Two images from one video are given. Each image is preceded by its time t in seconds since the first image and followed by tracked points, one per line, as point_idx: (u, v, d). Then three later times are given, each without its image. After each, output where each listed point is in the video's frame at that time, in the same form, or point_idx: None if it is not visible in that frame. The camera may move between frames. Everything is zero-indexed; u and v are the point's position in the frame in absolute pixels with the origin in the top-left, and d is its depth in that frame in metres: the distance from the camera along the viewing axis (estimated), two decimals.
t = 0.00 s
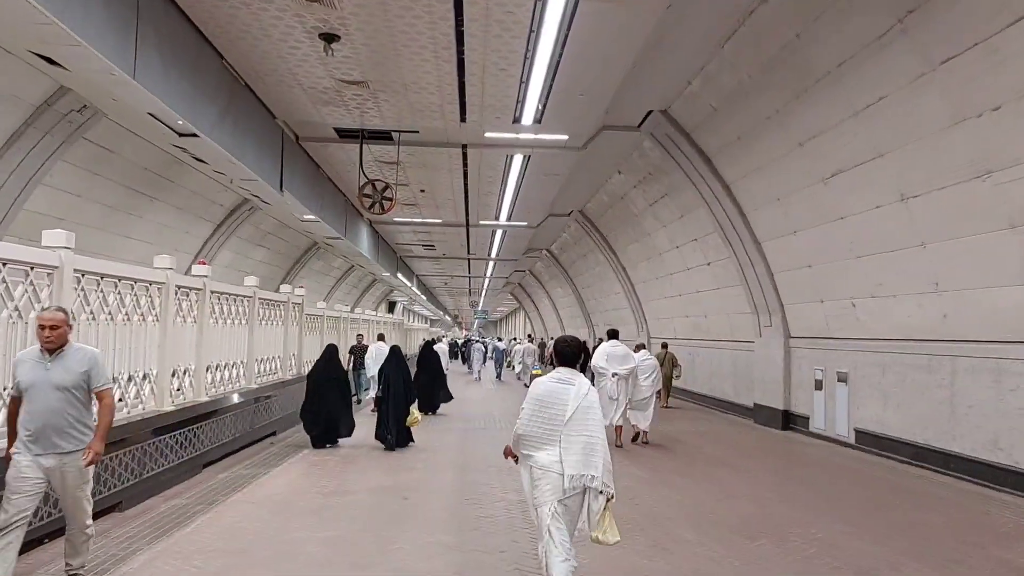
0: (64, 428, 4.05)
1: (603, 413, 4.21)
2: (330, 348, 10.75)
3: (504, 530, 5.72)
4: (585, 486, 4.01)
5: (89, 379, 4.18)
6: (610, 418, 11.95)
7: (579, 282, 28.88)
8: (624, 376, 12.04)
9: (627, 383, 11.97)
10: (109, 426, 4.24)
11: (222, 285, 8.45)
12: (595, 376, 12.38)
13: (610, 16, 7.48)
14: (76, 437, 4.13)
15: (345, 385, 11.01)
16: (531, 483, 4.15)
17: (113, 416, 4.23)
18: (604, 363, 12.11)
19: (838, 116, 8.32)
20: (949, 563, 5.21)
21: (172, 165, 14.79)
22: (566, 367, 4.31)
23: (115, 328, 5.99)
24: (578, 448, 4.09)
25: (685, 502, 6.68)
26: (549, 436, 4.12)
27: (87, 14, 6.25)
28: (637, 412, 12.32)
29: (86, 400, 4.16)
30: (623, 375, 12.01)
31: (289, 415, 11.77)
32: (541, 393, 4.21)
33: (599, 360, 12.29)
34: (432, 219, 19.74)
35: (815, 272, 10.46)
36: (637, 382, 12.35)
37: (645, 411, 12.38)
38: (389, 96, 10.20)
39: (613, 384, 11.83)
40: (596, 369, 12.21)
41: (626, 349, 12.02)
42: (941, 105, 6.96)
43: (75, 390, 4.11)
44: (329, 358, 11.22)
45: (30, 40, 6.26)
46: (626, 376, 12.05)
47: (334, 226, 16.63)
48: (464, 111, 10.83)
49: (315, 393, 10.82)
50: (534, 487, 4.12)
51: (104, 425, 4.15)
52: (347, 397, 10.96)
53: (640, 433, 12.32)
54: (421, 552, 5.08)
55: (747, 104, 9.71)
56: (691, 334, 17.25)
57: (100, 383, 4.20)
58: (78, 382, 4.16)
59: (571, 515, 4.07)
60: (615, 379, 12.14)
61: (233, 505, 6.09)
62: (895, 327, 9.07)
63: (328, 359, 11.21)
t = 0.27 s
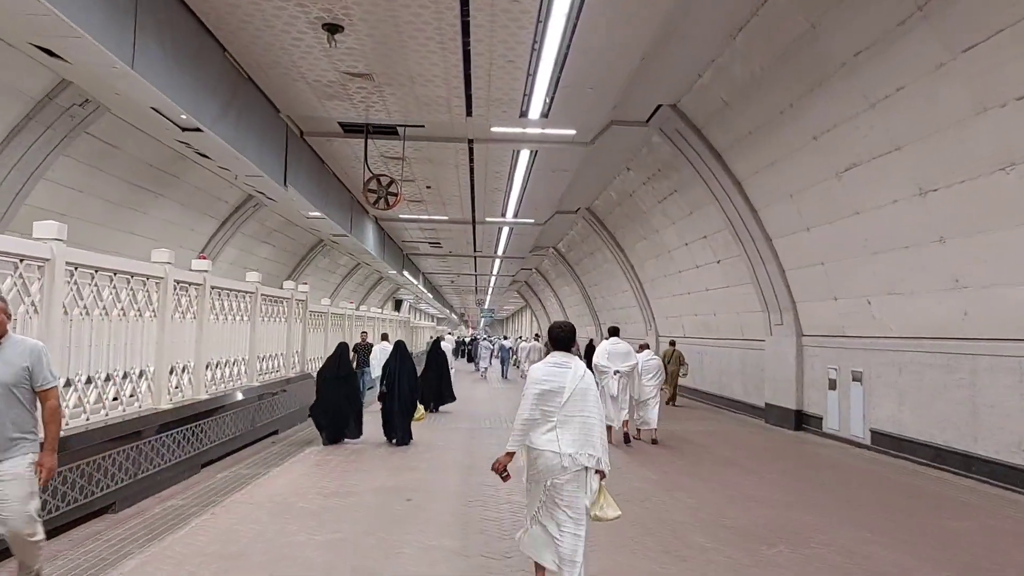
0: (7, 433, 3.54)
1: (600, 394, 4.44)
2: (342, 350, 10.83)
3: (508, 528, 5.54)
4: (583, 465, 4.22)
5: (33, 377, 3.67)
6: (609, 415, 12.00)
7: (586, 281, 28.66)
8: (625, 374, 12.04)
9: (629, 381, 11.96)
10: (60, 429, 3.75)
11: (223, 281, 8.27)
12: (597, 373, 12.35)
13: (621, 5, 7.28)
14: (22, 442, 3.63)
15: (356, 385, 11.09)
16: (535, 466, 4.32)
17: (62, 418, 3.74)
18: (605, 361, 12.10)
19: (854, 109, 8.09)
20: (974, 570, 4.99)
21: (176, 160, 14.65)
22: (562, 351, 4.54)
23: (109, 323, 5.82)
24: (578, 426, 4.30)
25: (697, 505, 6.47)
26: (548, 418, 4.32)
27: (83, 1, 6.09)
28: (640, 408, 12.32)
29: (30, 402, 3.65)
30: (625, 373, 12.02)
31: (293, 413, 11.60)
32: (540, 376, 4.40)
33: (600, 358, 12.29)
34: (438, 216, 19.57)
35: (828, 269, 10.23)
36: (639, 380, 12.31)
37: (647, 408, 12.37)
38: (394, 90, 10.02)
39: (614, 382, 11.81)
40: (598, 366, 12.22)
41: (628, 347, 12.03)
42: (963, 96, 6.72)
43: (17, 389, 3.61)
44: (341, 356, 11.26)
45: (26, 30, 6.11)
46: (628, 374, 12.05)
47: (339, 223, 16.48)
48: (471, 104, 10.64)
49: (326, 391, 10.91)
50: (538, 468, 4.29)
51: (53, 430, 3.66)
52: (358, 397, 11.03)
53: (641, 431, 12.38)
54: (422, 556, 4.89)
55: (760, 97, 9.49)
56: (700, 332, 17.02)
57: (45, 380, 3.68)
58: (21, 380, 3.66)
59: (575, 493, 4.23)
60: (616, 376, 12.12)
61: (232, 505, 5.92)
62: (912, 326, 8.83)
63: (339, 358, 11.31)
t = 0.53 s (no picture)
0: None
1: (594, 397, 4.69)
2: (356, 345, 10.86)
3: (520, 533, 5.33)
4: (583, 464, 4.44)
5: None
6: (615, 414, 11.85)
7: (597, 278, 28.40)
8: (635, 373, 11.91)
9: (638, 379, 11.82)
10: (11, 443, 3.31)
11: (229, 275, 8.11)
12: (606, 371, 12.21)
13: None
14: None
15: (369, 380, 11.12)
16: (531, 466, 4.51)
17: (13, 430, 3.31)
18: (615, 359, 11.96)
19: (879, 101, 7.81)
20: None
21: (185, 153, 14.55)
22: (558, 357, 4.79)
23: (109, 318, 5.66)
24: (574, 429, 4.52)
25: (714, 510, 6.24)
26: (546, 420, 4.52)
27: None
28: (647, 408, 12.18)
29: None
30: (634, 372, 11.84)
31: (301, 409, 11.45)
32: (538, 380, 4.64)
33: (610, 356, 12.16)
34: (449, 212, 19.39)
35: (848, 267, 9.94)
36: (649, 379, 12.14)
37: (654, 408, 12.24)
38: (404, 81, 9.82)
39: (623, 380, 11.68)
40: (607, 364, 12.04)
41: (638, 345, 11.89)
42: (995, 87, 6.43)
43: None
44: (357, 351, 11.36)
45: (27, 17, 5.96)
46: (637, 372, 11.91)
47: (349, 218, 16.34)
48: (482, 97, 10.43)
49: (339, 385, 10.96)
50: (535, 468, 4.48)
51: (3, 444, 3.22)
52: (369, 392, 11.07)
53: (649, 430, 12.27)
54: (428, 561, 4.69)
55: (780, 90, 9.22)
56: (713, 331, 16.74)
57: None
58: None
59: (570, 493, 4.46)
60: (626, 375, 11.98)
61: (233, 506, 5.75)
62: (936, 326, 8.54)
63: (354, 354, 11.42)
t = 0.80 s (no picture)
0: None
1: (592, 391, 4.90)
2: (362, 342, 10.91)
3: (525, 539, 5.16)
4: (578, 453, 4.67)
5: None
6: (621, 413, 11.77)
7: (601, 277, 28.21)
8: (643, 372, 11.80)
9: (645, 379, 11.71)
10: None
11: (226, 272, 7.93)
12: (613, 370, 12.11)
13: None
14: None
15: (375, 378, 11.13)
16: (526, 455, 4.75)
17: None
18: (624, 358, 11.85)
19: (892, 95, 7.62)
20: None
21: (185, 150, 14.39)
22: (560, 353, 5.03)
23: (98, 315, 5.48)
24: (569, 420, 4.73)
25: (724, 515, 6.05)
26: (542, 409, 4.78)
27: None
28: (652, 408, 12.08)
29: None
30: (641, 372, 11.76)
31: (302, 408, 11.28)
32: (539, 374, 4.90)
33: (618, 354, 12.04)
34: (452, 210, 19.22)
35: (859, 265, 9.75)
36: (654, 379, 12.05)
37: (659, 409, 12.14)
38: (407, 75, 9.64)
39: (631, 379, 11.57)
40: (615, 363, 11.96)
41: (647, 345, 11.78)
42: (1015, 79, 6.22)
43: None
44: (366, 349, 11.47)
45: (16, 6, 5.79)
46: (645, 372, 11.81)
47: (352, 215, 16.17)
48: (486, 91, 10.24)
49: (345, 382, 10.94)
50: (529, 457, 4.71)
51: None
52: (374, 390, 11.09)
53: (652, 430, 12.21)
54: (429, 568, 4.50)
55: (789, 84, 9.03)
56: (719, 330, 16.55)
57: None
58: None
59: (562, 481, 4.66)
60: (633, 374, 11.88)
61: (228, 509, 5.58)
62: (951, 325, 8.33)
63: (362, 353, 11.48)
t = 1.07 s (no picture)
0: None
1: (594, 391, 4.80)
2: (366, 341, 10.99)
3: (532, 548, 4.94)
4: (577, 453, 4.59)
5: None
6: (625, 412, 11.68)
7: (602, 276, 27.99)
8: (645, 372, 11.71)
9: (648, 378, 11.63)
10: None
11: (222, 270, 7.71)
12: (616, 369, 12.02)
13: None
14: None
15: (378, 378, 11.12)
16: (530, 449, 4.67)
17: None
18: (625, 357, 11.77)
19: (907, 90, 7.41)
20: None
21: (182, 146, 14.17)
22: (563, 351, 4.93)
23: (88, 314, 5.27)
24: (573, 415, 4.67)
25: (737, 522, 5.84)
26: (547, 405, 4.70)
27: None
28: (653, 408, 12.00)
29: None
30: (644, 370, 11.68)
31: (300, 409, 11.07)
32: (540, 373, 4.80)
33: (620, 354, 11.95)
34: (453, 208, 19.01)
35: (869, 264, 9.54)
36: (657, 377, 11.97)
37: (660, 408, 12.06)
38: (408, 69, 9.43)
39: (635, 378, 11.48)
40: (617, 363, 11.87)
41: (649, 344, 11.70)
42: None
43: None
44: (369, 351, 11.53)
45: None
46: (647, 371, 11.72)
47: (351, 213, 15.96)
48: (488, 86, 10.03)
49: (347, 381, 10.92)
50: (533, 450, 4.63)
51: None
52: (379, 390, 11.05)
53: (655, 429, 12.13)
54: None
55: (799, 79, 8.82)
56: (723, 330, 16.35)
57: None
58: None
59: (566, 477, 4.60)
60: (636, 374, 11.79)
61: (223, 514, 5.36)
62: (966, 326, 8.12)
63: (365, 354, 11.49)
